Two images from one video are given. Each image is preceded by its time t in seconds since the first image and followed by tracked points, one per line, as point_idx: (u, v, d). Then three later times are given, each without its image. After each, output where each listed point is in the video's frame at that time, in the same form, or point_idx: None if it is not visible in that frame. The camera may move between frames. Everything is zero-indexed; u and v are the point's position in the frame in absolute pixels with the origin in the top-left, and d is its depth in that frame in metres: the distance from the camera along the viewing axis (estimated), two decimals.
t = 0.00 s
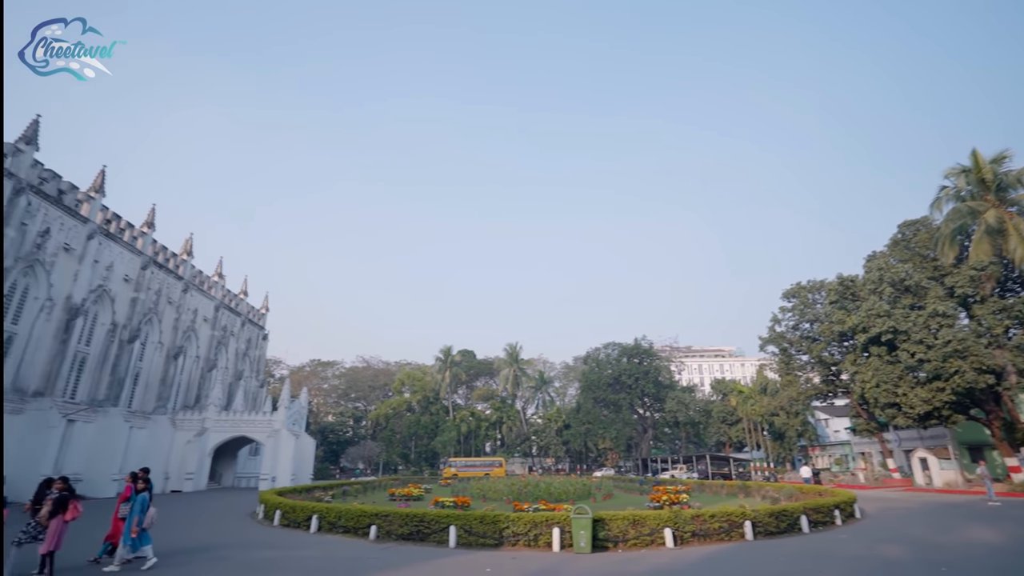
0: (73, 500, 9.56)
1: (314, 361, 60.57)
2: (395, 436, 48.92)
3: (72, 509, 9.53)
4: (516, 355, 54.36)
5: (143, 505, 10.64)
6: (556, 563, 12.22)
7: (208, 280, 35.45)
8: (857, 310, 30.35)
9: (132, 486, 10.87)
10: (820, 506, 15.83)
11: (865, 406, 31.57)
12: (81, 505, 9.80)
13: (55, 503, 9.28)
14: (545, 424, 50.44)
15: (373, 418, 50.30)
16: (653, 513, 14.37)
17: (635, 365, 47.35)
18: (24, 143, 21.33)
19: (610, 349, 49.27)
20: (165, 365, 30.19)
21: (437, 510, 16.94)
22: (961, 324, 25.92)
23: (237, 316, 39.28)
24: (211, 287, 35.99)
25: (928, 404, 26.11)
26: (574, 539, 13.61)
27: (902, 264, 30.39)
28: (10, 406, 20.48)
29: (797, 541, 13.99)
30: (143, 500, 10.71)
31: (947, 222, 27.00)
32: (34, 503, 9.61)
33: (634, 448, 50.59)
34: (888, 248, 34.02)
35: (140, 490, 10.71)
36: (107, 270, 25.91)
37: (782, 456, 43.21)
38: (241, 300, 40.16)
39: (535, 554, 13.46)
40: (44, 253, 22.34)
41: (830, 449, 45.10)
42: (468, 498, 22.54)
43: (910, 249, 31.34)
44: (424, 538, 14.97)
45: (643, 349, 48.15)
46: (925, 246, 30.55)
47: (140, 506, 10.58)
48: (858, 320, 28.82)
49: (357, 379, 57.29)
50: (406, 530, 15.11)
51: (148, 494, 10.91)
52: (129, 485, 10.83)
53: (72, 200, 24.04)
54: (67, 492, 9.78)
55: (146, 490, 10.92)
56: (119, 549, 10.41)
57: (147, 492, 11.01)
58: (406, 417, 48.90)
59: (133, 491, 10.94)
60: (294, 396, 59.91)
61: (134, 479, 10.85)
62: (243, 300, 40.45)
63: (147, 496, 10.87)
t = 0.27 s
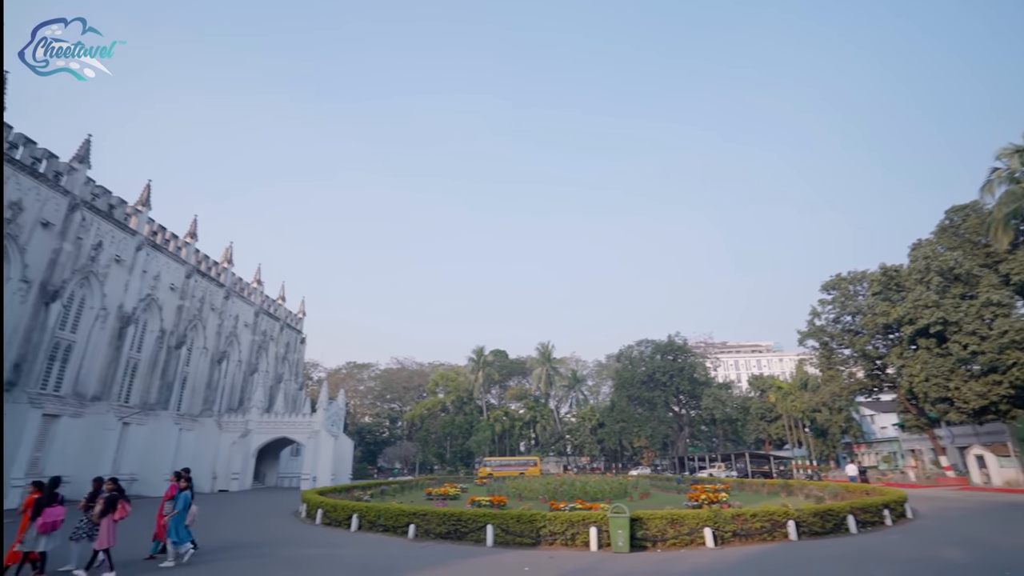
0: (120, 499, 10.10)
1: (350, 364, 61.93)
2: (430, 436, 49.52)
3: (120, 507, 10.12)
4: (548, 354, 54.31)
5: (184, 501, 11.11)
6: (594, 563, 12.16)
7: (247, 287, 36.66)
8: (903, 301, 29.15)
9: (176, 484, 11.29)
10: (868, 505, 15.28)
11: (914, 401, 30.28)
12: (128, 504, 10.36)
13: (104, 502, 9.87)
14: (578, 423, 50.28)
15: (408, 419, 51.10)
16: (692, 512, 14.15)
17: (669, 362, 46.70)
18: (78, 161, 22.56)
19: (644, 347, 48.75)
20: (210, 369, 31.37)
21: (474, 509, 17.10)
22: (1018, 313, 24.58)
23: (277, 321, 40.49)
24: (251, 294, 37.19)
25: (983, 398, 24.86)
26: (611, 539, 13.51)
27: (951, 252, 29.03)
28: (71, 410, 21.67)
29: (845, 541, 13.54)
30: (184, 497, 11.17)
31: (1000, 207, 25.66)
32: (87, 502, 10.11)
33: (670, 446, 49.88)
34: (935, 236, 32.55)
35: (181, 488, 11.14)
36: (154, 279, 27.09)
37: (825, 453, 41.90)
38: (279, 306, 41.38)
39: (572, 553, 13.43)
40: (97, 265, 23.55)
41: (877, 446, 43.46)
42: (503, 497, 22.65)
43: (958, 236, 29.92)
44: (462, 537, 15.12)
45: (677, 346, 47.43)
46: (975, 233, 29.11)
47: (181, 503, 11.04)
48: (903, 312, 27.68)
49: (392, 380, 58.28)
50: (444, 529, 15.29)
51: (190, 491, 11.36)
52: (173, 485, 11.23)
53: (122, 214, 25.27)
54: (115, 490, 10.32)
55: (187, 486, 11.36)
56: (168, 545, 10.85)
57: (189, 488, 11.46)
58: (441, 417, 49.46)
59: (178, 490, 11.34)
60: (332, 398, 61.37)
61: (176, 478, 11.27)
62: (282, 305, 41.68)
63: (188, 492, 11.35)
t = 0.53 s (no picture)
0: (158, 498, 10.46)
1: (381, 365, 62.91)
2: (461, 436, 49.86)
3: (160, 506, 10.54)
4: (577, 353, 54.04)
5: (218, 501, 11.42)
6: (628, 563, 12.06)
7: (280, 291, 37.62)
8: (946, 292, 27.96)
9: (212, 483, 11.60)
10: (915, 505, 14.71)
11: (961, 396, 29.02)
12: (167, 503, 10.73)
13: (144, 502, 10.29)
14: (609, 422, 49.93)
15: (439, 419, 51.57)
16: (728, 512, 13.89)
17: (701, 359, 45.93)
18: (120, 175, 23.51)
19: (674, 344, 48.10)
20: (247, 373, 32.31)
21: (506, 508, 17.16)
22: None
23: (309, 324, 41.42)
24: (284, 298, 38.14)
25: None
26: (645, 538, 13.38)
27: (998, 239, 27.70)
28: (120, 413, 22.59)
29: (890, 542, 13.08)
30: (218, 496, 11.50)
31: None
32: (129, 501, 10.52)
33: (703, 444, 49.05)
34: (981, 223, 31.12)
35: (215, 488, 11.44)
36: (193, 286, 28.06)
37: (866, 451, 40.54)
38: (311, 309, 42.33)
39: (606, 553, 13.34)
40: (140, 273, 24.53)
41: (922, 443, 41.80)
42: (535, 496, 22.66)
43: (1006, 223, 28.53)
44: (495, 536, 15.20)
45: (708, 342, 46.62)
46: None
47: (216, 502, 11.36)
48: (947, 303, 26.56)
49: (422, 381, 58.95)
50: (477, 528, 15.39)
51: (224, 490, 11.72)
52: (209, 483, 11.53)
53: (161, 224, 26.27)
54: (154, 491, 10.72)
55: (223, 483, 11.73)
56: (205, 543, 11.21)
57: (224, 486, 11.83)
58: (471, 417, 49.77)
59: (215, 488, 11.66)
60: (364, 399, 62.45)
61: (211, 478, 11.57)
62: (314, 309, 42.61)
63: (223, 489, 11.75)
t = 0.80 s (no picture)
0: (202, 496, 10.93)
1: (416, 367, 63.88)
2: (496, 436, 50.11)
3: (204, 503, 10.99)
4: (611, 352, 53.57)
5: (257, 500, 11.78)
6: (669, 564, 11.89)
7: (318, 296, 38.63)
8: (1004, 281, 26.47)
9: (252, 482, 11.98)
10: (974, 508, 13.99)
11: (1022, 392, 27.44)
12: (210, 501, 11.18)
13: (189, 499, 10.77)
14: (645, 421, 49.35)
15: (474, 419, 51.98)
16: (772, 513, 13.53)
17: (739, 356, 44.86)
18: (167, 189, 24.61)
19: (710, 341, 47.17)
20: (289, 376, 33.31)
21: (543, 508, 17.16)
22: None
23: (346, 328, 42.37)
24: (321, 303, 39.15)
25: None
26: (686, 540, 13.17)
27: None
28: (171, 416, 23.64)
29: (947, 547, 12.49)
30: (257, 495, 11.88)
31: None
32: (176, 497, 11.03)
33: (743, 444, 47.88)
34: None
35: (254, 487, 11.80)
36: (236, 293, 29.13)
37: (918, 450, 38.79)
38: (347, 313, 43.29)
39: (645, 554, 13.19)
40: (187, 281, 25.62)
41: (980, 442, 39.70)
42: (572, 496, 22.57)
43: None
44: (533, 536, 15.22)
45: (745, 339, 45.50)
46: None
47: (255, 501, 11.74)
48: (1005, 293, 25.17)
49: (457, 382, 59.53)
50: (514, 528, 15.44)
51: (263, 489, 12.09)
52: (250, 482, 11.92)
53: (205, 234, 27.37)
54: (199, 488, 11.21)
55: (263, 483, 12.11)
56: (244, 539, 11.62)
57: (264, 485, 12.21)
58: (506, 418, 49.95)
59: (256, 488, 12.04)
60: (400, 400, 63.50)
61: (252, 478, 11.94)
62: (350, 313, 43.56)
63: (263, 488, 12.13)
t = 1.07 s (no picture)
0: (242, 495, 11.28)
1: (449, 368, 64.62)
2: (530, 436, 50.17)
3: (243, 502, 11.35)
4: (645, 350, 52.95)
5: (293, 500, 12.06)
6: (710, 566, 11.67)
7: (352, 300, 39.47)
8: None
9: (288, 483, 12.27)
10: None
11: None
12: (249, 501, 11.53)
13: (229, 499, 11.14)
14: (680, 420, 48.61)
15: (508, 420, 52.15)
16: (816, 515, 13.13)
17: (777, 352, 43.68)
18: (208, 200, 25.57)
19: (747, 338, 46.11)
20: (326, 378, 34.13)
21: (579, 509, 17.09)
22: None
23: (380, 331, 43.13)
24: (356, 306, 39.96)
25: None
26: (726, 541, 12.90)
27: None
28: (217, 418, 24.56)
29: (1008, 552, 11.87)
30: (293, 496, 12.16)
31: None
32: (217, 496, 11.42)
33: (783, 443, 46.58)
34: None
35: (289, 488, 12.06)
36: (275, 299, 30.03)
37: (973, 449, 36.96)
38: (381, 316, 44.08)
39: (685, 555, 12.99)
40: (229, 288, 26.56)
41: None
42: (608, 496, 22.39)
43: None
44: (569, 537, 15.17)
45: (784, 335, 44.26)
46: None
47: (291, 501, 12.02)
48: None
49: (490, 383, 59.88)
50: (551, 528, 15.42)
51: (299, 490, 12.37)
52: (286, 483, 12.22)
53: (244, 242, 28.34)
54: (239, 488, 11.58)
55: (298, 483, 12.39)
56: (281, 538, 11.92)
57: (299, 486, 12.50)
58: (539, 418, 49.92)
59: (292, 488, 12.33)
60: (435, 401, 64.29)
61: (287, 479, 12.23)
62: (384, 316, 44.34)
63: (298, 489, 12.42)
